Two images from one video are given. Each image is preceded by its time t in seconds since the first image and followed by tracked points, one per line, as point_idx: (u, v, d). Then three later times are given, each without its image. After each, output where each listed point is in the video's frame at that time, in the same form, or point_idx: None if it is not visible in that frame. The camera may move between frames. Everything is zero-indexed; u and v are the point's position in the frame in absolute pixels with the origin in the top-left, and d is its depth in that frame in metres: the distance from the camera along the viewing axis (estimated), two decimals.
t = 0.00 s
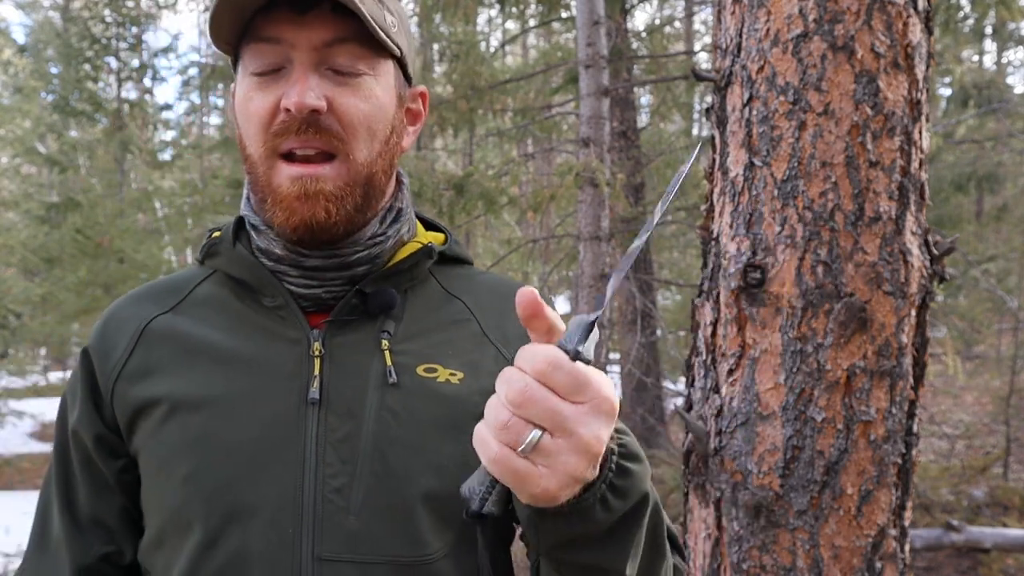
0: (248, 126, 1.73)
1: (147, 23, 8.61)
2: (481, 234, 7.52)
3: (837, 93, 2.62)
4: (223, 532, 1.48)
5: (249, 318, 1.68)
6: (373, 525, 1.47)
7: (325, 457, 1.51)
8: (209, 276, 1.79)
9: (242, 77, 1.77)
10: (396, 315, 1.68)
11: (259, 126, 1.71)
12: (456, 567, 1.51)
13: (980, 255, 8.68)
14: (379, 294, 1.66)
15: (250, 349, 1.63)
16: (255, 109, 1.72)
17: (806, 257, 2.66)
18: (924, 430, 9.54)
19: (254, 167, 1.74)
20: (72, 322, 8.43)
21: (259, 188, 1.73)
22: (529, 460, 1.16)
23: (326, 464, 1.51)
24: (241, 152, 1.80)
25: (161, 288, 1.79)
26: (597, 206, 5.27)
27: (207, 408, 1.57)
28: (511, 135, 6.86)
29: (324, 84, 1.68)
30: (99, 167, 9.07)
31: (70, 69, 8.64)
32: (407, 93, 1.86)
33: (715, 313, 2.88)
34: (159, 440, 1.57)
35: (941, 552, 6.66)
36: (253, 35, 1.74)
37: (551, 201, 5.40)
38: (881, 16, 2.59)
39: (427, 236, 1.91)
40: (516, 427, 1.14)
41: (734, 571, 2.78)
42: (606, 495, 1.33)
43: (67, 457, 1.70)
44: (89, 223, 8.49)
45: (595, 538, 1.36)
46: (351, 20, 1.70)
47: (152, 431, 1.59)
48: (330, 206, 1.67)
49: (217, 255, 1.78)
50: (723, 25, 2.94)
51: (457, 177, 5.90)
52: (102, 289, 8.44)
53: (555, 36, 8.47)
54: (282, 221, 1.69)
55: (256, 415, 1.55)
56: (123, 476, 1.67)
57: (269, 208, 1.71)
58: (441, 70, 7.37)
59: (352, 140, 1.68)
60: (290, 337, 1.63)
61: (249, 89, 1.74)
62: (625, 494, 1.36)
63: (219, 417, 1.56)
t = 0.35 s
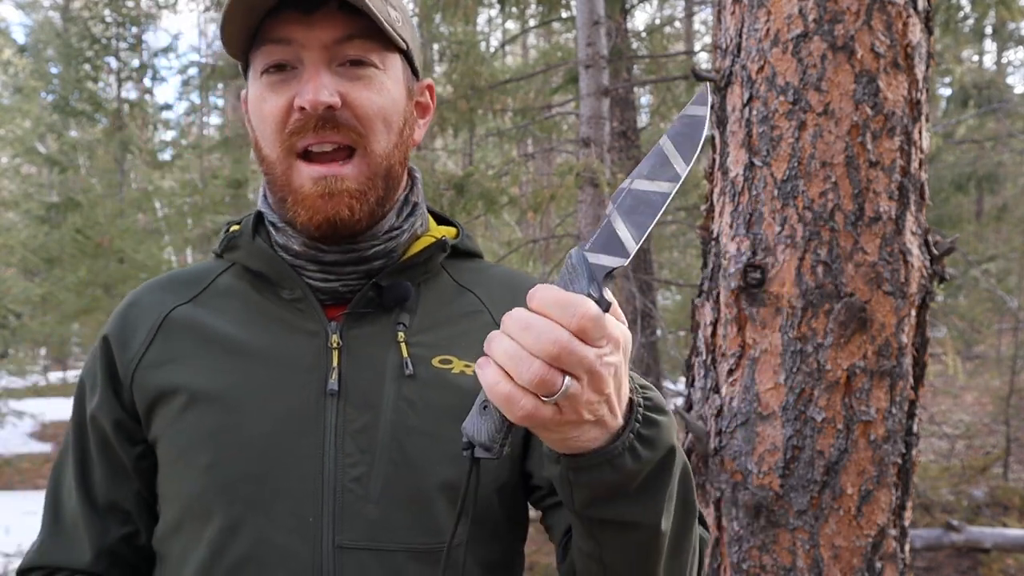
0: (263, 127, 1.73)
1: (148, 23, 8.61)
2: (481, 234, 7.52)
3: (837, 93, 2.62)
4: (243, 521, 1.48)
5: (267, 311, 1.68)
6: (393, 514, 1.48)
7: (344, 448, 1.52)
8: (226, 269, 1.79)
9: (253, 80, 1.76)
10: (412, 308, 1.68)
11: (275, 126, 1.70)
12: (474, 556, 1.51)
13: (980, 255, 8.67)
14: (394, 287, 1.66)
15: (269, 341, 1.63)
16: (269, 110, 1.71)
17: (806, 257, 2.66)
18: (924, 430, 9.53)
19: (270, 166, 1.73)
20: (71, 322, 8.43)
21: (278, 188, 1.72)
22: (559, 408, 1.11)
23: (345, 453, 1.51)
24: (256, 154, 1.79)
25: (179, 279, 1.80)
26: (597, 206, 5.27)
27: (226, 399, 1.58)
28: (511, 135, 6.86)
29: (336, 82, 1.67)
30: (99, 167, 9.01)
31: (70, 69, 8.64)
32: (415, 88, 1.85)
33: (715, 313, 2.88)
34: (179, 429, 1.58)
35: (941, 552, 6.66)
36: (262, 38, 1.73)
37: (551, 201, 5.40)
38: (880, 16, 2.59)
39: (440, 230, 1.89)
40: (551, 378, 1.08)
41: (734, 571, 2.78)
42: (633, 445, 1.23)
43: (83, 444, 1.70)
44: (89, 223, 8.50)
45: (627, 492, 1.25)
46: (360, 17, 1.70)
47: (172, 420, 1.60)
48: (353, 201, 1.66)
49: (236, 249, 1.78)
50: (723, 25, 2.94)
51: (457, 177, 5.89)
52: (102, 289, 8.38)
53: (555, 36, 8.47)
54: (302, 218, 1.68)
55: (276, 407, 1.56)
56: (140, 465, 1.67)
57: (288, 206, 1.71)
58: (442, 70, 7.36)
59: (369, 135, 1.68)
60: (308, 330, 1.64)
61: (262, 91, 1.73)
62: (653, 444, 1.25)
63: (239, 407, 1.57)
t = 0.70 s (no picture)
0: (278, 127, 1.71)
1: (147, 23, 8.61)
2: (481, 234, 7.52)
3: (837, 93, 2.62)
4: (258, 528, 1.49)
5: (276, 315, 1.68)
6: (406, 516, 1.50)
7: (356, 452, 1.52)
8: (233, 272, 1.79)
9: (270, 80, 1.74)
10: (421, 309, 1.68)
11: (292, 127, 1.69)
12: (487, 558, 1.52)
13: (980, 255, 8.67)
14: (404, 289, 1.67)
15: (278, 346, 1.63)
16: (285, 110, 1.70)
17: (806, 257, 2.66)
18: (924, 430, 9.52)
19: (284, 168, 1.71)
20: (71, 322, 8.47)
21: (290, 189, 1.71)
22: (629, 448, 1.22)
23: (358, 457, 1.52)
24: (267, 155, 1.77)
25: (185, 282, 1.79)
26: (597, 206, 5.26)
27: (238, 405, 1.57)
28: (511, 135, 6.87)
29: (357, 86, 1.67)
30: (98, 168, 9.16)
31: (70, 69, 8.64)
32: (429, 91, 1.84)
33: (715, 313, 2.88)
34: (190, 437, 1.58)
35: (941, 552, 6.66)
36: (280, 38, 1.71)
37: (551, 200, 5.39)
38: (880, 16, 2.59)
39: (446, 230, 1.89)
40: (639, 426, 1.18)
41: (734, 571, 2.78)
42: (664, 490, 1.28)
43: (92, 450, 1.70)
44: (89, 223, 8.52)
45: (652, 532, 1.30)
46: (382, 21, 1.69)
47: (183, 427, 1.59)
48: (366, 201, 1.65)
49: (243, 253, 1.77)
50: (724, 25, 2.94)
51: (457, 177, 5.88)
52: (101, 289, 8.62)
53: (555, 36, 8.46)
54: (316, 220, 1.67)
55: (287, 414, 1.56)
56: (150, 471, 1.67)
57: (300, 207, 1.69)
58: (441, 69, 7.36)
59: (387, 139, 1.67)
60: (317, 334, 1.63)
61: (279, 91, 1.72)
62: (682, 488, 1.31)
63: (250, 414, 1.56)
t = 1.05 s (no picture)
0: (293, 116, 1.70)
1: (147, 23, 8.61)
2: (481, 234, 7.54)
3: (837, 93, 2.62)
4: (256, 535, 1.49)
5: (279, 318, 1.67)
6: (407, 527, 1.50)
7: (357, 461, 1.52)
8: (237, 271, 1.78)
9: (290, 68, 1.74)
10: (426, 315, 1.68)
11: (307, 117, 1.68)
12: (490, 567, 1.52)
13: (980, 255, 8.67)
14: (409, 293, 1.66)
15: (279, 350, 1.63)
16: (302, 99, 1.69)
17: (806, 257, 2.66)
18: (923, 430, 9.51)
19: (294, 158, 1.70)
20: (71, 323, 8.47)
21: (300, 180, 1.70)
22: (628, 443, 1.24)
23: (359, 466, 1.52)
24: (279, 144, 1.77)
25: (185, 281, 1.78)
26: (597, 206, 5.26)
27: (237, 410, 1.57)
28: (512, 134, 6.89)
29: (375, 80, 1.67)
30: (99, 167, 9.13)
31: (70, 69, 8.64)
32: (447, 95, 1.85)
33: (715, 312, 2.88)
34: (188, 442, 1.57)
35: (940, 553, 6.66)
36: (304, 26, 1.72)
37: (551, 200, 5.40)
38: (880, 16, 2.59)
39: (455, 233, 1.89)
40: (640, 417, 1.20)
41: (734, 571, 2.78)
42: (672, 490, 1.30)
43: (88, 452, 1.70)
44: (89, 223, 8.53)
45: (662, 533, 1.31)
46: (407, 18, 1.69)
47: (181, 432, 1.59)
48: (372, 199, 1.64)
49: (247, 252, 1.76)
50: (723, 25, 2.95)
51: (457, 177, 5.87)
52: (102, 289, 8.57)
53: (555, 36, 8.47)
54: (322, 213, 1.66)
55: (287, 419, 1.55)
56: (145, 475, 1.67)
57: (308, 198, 1.69)
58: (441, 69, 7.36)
59: (401, 136, 1.66)
60: (321, 338, 1.63)
61: (298, 79, 1.71)
62: (692, 488, 1.32)
63: (249, 420, 1.56)
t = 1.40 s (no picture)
0: (271, 112, 1.69)
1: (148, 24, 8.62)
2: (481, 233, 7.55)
3: (837, 93, 2.62)
4: (234, 557, 1.46)
5: (260, 327, 1.67)
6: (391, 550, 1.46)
7: (341, 482, 1.48)
8: (217, 277, 1.79)
9: (267, 61, 1.73)
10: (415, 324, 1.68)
11: (285, 111, 1.67)
12: None
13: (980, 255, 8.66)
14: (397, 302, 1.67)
15: (259, 362, 1.62)
16: (279, 93, 1.68)
17: (806, 257, 2.66)
18: (924, 430, 9.51)
19: (273, 155, 1.69)
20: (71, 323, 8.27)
21: (278, 177, 1.69)
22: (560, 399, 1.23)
23: (342, 487, 1.48)
24: (259, 140, 1.75)
25: (167, 288, 1.80)
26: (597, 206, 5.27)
27: (213, 424, 1.56)
28: (512, 135, 6.90)
29: (353, 72, 1.65)
30: (98, 167, 9.08)
31: (70, 69, 8.64)
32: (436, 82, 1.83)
33: (715, 312, 2.88)
34: (166, 457, 1.57)
35: (941, 553, 6.67)
36: (279, 17, 1.70)
37: (551, 201, 5.41)
38: (881, 16, 2.59)
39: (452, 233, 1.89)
40: (560, 364, 1.19)
41: (734, 571, 2.78)
42: (611, 473, 1.30)
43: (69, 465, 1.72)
44: (89, 223, 8.36)
45: (602, 519, 1.31)
46: (384, 5, 1.67)
47: (159, 445, 1.59)
48: (355, 197, 1.62)
49: (225, 256, 1.78)
50: (723, 25, 2.95)
51: (457, 177, 5.88)
52: (102, 289, 8.21)
53: (555, 36, 8.47)
54: (304, 214, 1.65)
55: (266, 434, 1.54)
56: (126, 488, 1.68)
57: (288, 197, 1.68)
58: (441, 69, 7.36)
59: (381, 128, 1.64)
60: (304, 349, 1.62)
61: (275, 73, 1.70)
62: (632, 473, 1.32)
63: (226, 435, 1.55)
